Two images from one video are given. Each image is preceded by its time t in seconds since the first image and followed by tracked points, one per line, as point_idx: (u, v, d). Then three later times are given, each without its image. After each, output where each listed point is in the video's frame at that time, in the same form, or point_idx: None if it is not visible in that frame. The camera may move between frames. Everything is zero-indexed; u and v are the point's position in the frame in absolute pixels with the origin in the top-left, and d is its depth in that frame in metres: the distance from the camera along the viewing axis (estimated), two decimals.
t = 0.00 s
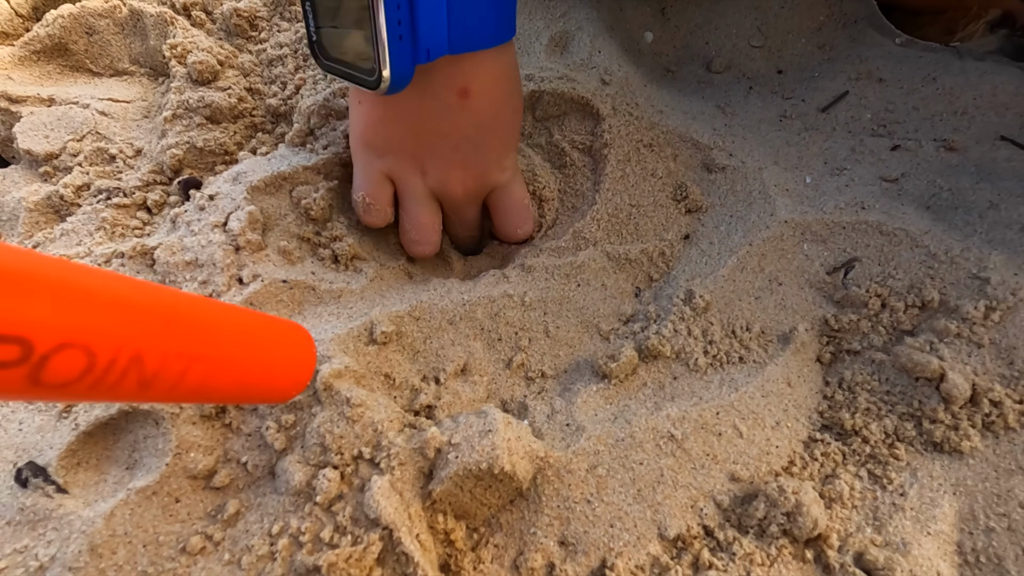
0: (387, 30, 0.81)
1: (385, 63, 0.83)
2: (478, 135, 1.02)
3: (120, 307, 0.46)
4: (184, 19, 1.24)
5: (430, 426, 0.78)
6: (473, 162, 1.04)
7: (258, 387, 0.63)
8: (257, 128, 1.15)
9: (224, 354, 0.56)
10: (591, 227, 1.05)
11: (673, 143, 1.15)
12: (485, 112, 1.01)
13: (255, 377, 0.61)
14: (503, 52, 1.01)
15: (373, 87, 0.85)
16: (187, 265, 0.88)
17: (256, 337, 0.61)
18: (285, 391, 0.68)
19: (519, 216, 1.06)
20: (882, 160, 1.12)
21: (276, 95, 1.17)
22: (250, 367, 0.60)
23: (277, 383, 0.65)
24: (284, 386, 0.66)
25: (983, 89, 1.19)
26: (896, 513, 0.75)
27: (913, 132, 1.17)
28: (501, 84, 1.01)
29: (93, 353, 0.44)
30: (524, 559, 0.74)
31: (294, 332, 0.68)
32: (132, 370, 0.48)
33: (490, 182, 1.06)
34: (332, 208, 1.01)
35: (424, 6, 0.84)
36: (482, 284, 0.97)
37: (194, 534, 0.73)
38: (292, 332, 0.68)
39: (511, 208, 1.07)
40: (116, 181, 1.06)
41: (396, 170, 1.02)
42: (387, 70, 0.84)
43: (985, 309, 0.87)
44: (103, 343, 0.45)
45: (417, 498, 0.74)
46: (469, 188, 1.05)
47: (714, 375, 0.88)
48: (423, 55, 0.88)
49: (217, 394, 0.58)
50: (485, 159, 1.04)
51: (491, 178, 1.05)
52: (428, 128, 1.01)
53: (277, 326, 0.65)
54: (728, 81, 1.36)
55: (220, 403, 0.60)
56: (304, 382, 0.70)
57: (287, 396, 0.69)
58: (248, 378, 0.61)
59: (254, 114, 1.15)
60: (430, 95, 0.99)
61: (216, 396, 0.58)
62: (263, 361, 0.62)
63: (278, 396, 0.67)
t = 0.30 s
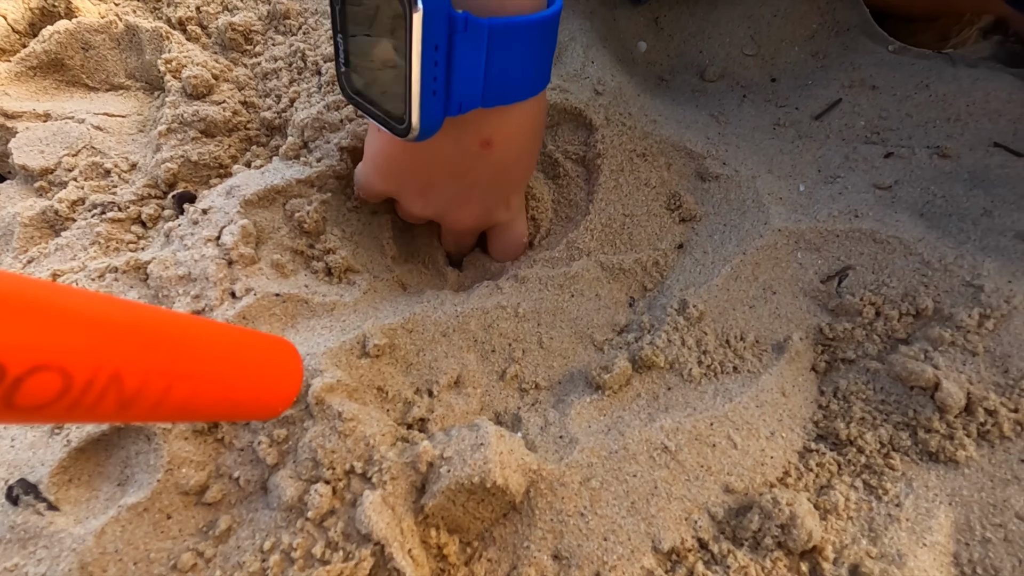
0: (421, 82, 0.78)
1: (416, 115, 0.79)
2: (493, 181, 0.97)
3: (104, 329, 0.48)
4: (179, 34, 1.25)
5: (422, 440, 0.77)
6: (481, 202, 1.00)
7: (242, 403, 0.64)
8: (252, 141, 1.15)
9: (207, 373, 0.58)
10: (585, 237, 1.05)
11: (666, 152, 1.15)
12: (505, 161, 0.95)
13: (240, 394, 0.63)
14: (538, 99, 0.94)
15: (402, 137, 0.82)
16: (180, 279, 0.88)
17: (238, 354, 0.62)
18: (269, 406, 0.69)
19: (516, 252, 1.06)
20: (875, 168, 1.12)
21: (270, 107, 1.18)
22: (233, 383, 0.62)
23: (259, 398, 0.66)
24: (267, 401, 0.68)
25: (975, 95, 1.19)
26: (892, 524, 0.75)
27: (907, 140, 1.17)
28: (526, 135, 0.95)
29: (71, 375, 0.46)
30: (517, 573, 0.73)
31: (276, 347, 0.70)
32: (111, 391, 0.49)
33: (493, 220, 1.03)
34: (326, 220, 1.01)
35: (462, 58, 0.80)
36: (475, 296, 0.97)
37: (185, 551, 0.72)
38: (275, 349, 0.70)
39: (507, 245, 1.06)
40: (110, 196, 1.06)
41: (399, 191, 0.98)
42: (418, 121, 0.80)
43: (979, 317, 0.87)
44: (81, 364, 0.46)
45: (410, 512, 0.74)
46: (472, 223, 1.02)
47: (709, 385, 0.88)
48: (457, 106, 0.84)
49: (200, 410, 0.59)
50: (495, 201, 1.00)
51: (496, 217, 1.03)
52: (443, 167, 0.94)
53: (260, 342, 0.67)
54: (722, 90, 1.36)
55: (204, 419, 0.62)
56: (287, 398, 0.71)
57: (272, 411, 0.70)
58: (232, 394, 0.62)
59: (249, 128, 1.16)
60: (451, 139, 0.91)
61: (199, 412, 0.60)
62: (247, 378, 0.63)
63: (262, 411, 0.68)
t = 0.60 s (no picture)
0: (347, 78, 0.76)
1: (346, 111, 0.78)
2: (450, 185, 0.94)
3: None
4: (156, 29, 1.23)
5: (391, 435, 0.74)
6: (443, 209, 0.97)
7: (135, 469, 0.61)
8: (227, 135, 1.12)
9: (87, 440, 0.55)
10: (566, 230, 1.02)
11: (651, 144, 1.13)
12: (459, 164, 0.92)
13: (131, 459, 0.60)
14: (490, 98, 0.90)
15: (336, 132, 0.81)
16: (144, 273, 0.86)
17: (123, 417, 0.60)
18: (167, 471, 0.66)
19: (489, 256, 1.03)
20: (865, 159, 1.09)
21: (247, 101, 1.15)
22: (121, 448, 0.59)
23: (155, 461, 0.63)
24: (165, 464, 0.65)
25: (967, 86, 1.17)
26: (881, 521, 0.71)
27: (897, 131, 1.14)
28: (481, 136, 0.91)
29: None
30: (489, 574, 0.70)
31: (171, 407, 0.68)
32: None
33: (459, 224, 1.00)
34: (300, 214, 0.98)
35: (392, 55, 0.76)
36: (451, 289, 0.94)
37: (141, 553, 0.69)
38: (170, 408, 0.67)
39: (479, 249, 1.03)
40: (81, 191, 1.03)
41: (359, 198, 0.97)
42: (349, 118, 0.78)
43: (971, 307, 0.84)
44: None
45: (377, 511, 0.70)
46: (438, 228, 1.00)
47: (692, 380, 0.85)
48: (394, 103, 0.80)
49: (84, 481, 0.57)
50: (457, 205, 0.97)
51: (462, 221, 0.99)
52: (395, 172, 0.91)
53: (153, 402, 0.65)
54: (709, 83, 1.34)
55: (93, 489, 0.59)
56: (186, 460, 0.68)
57: (170, 475, 0.66)
58: (121, 461, 0.59)
59: (225, 122, 1.13)
60: (398, 143, 0.88)
61: (84, 483, 0.57)
62: (138, 441, 0.61)
63: (158, 476, 0.65)
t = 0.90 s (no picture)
0: (272, 101, 0.77)
1: (277, 134, 0.79)
2: (400, 191, 0.95)
3: None
4: (131, 25, 1.25)
5: (345, 414, 0.75)
6: (398, 212, 0.98)
7: (110, 391, 0.70)
8: (199, 128, 1.14)
9: (54, 360, 0.64)
10: (530, 217, 1.04)
11: (616, 134, 1.15)
12: (405, 170, 0.93)
13: (104, 382, 0.69)
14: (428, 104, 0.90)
15: (271, 152, 0.82)
16: (108, 258, 0.88)
17: (95, 344, 0.69)
18: (147, 399, 0.75)
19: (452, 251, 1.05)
20: (828, 147, 1.11)
21: (219, 95, 1.17)
22: (93, 371, 0.68)
23: (132, 386, 0.71)
24: (142, 391, 0.73)
25: (930, 75, 1.19)
26: (828, 496, 0.72)
27: (861, 120, 1.15)
28: (424, 142, 0.92)
29: None
30: (441, 551, 0.71)
31: (155, 339, 0.76)
32: None
33: (417, 223, 1.02)
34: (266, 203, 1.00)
35: (314, 73, 0.77)
36: (414, 275, 0.96)
37: (96, 530, 0.69)
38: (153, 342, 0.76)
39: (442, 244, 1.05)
40: (52, 182, 1.05)
41: (316, 207, 0.98)
42: (281, 140, 0.80)
43: (922, 288, 0.86)
44: None
45: (330, 489, 0.71)
46: (396, 227, 1.01)
47: (649, 361, 0.86)
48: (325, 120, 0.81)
49: (60, 398, 0.66)
50: (411, 208, 0.99)
51: (419, 221, 1.01)
52: (342, 183, 0.92)
53: (135, 333, 0.73)
54: (680, 76, 1.36)
55: (73, 406, 0.69)
56: (166, 389, 0.76)
57: (151, 401, 0.75)
58: (93, 382, 0.68)
59: (196, 115, 1.15)
60: (339, 156, 0.89)
61: (60, 399, 0.66)
62: (111, 367, 0.69)
63: (136, 402, 0.73)
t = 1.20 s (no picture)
0: (273, 40, 0.80)
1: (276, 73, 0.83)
2: (400, 153, 0.96)
3: None
4: (137, 35, 1.25)
5: (357, 425, 0.75)
6: (398, 178, 0.98)
7: (119, 425, 0.63)
8: (206, 137, 1.14)
9: (62, 395, 0.57)
10: (539, 225, 1.04)
11: (624, 141, 1.15)
12: (405, 126, 0.95)
13: (112, 416, 0.62)
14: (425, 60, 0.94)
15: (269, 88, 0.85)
16: (117, 269, 0.87)
17: (102, 374, 0.61)
18: (158, 429, 0.67)
19: (455, 233, 1.03)
20: (836, 152, 1.11)
21: (226, 104, 1.17)
22: (102, 404, 0.61)
23: (142, 420, 0.65)
24: (154, 424, 0.67)
25: (938, 80, 1.18)
26: (845, 505, 0.71)
27: (869, 125, 1.15)
28: (425, 95, 0.95)
29: None
30: (455, 563, 0.70)
31: (160, 367, 0.69)
32: None
33: (419, 197, 1.01)
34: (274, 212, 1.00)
35: (315, 14, 0.80)
36: (424, 284, 0.95)
37: (107, 544, 0.69)
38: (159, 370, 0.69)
39: (445, 225, 1.03)
40: (60, 192, 1.04)
41: (320, 176, 1.00)
42: (279, 79, 0.83)
43: (936, 294, 0.85)
44: None
45: (343, 500, 0.71)
46: (398, 201, 1.01)
47: (661, 369, 0.85)
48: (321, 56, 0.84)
49: (67, 435, 0.59)
50: (411, 174, 0.99)
51: (421, 192, 1.01)
52: (344, 140, 0.94)
53: (143, 363, 0.67)
54: (686, 82, 1.36)
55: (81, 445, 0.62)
56: (179, 420, 0.70)
57: (162, 434, 0.68)
58: (102, 418, 0.61)
59: (204, 124, 1.15)
60: (340, 107, 0.92)
61: (66, 437, 0.59)
62: (119, 401, 0.62)
63: (146, 434, 0.66)
